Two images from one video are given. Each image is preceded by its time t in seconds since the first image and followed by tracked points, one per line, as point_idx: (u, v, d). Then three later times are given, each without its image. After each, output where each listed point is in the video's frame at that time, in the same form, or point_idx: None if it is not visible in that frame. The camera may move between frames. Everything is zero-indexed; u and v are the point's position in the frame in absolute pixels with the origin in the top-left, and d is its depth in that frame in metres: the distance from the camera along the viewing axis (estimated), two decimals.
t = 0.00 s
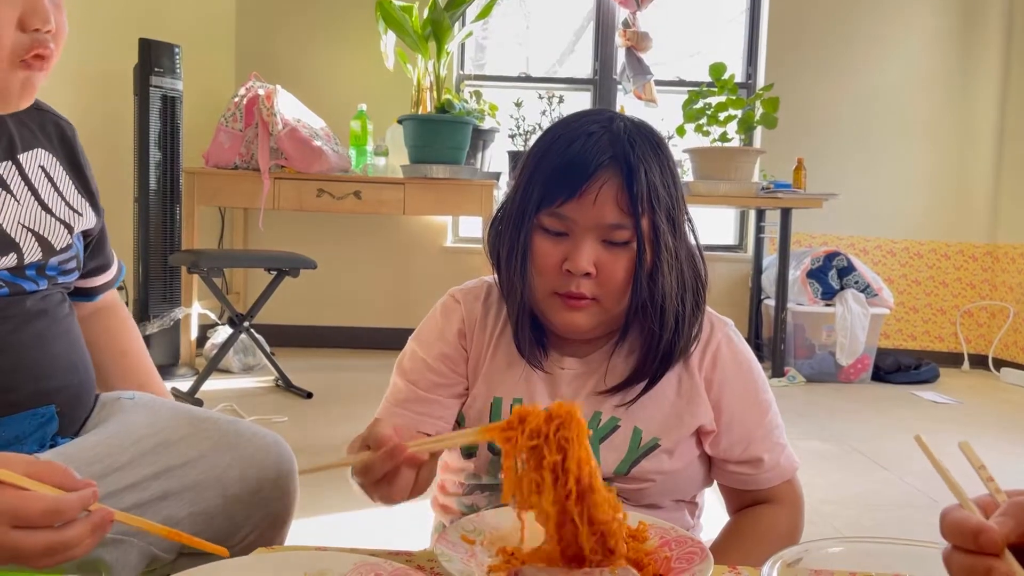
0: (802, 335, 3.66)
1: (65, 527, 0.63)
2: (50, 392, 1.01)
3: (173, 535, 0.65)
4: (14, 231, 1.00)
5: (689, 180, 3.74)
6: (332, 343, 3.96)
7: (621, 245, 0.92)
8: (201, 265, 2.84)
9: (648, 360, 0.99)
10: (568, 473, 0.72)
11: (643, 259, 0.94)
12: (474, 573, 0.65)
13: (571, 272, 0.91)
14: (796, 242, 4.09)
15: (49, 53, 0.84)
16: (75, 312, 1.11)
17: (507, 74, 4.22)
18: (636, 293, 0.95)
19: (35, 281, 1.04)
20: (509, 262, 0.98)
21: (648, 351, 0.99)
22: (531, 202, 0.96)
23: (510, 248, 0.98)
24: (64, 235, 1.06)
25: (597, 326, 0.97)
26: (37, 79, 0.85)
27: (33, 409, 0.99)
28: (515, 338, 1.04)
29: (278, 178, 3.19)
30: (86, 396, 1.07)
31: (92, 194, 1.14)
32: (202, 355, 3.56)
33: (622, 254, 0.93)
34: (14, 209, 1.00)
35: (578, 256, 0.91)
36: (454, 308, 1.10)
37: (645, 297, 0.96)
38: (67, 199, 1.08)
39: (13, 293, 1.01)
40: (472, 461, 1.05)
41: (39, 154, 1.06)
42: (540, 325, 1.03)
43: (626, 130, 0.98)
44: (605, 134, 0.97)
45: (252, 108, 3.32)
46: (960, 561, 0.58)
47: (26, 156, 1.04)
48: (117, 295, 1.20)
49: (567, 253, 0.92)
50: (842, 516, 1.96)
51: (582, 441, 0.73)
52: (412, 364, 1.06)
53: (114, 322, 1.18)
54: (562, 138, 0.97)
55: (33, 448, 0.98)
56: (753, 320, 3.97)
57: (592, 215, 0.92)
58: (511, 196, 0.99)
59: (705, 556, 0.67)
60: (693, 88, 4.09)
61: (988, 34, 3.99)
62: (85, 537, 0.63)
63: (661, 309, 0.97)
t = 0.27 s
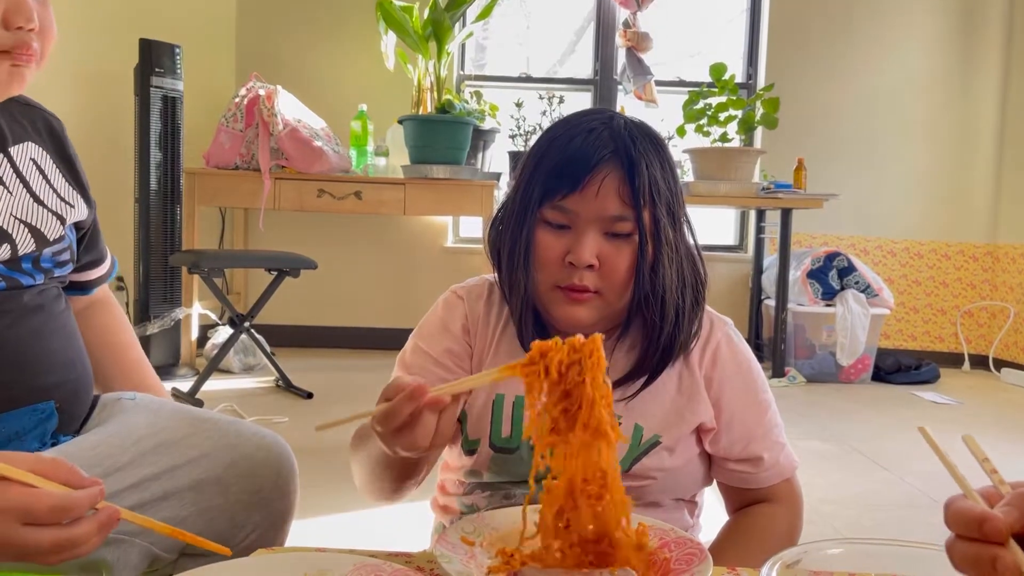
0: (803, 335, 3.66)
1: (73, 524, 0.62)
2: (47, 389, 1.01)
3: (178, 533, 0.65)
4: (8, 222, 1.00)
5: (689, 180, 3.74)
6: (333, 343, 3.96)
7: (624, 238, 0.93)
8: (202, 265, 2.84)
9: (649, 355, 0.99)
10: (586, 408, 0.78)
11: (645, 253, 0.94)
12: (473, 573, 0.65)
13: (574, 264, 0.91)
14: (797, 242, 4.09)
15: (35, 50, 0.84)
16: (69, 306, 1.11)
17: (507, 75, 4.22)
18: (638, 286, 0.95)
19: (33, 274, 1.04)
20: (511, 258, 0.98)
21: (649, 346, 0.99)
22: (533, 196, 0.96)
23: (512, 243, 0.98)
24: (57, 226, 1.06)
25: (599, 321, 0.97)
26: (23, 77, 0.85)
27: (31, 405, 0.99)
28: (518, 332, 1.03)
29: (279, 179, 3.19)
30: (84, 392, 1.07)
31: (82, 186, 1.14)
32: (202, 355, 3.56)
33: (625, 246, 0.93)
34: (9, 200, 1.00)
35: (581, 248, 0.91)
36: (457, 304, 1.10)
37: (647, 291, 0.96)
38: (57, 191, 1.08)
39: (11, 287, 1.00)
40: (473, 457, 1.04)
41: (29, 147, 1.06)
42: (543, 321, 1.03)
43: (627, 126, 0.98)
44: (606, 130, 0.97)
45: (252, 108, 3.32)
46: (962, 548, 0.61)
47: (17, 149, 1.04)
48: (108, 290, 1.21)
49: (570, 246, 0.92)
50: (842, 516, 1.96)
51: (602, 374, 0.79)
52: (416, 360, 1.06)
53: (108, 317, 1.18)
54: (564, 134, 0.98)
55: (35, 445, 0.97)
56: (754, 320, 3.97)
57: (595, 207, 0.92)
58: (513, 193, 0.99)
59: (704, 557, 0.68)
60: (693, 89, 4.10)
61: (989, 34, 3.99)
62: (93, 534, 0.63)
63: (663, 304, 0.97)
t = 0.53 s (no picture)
0: (803, 335, 3.65)
1: (59, 529, 0.62)
2: (38, 384, 1.01)
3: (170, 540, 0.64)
4: None
5: (690, 180, 3.74)
6: (333, 343, 3.96)
7: (626, 225, 0.94)
8: (202, 265, 2.84)
9: (650, 346, 0.99)
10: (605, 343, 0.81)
11: (648, 242, 0.94)
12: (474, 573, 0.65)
13: (577, 253, 0.92)
14: (798, 243, 4.09)
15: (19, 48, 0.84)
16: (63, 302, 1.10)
17: (508, 75, 4.22)
18: (641, 277, 0.95)
19: (25, 269, 1.03)
20: (514, 251, 0.99)
21: (650, 337, 0.99)
22: (536, 187, 0.97)
23: (513, 236, 0.99)
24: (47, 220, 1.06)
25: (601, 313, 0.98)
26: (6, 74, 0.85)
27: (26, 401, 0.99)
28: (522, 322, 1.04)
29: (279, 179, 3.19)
30: (79, 389, 1.07)
31: (71, 180, 1.13)
32: (203, 355, 3.56)
33: (627, 235, 0.94)
34: None
35: (584, 237, 0.92)
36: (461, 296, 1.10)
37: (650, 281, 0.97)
38: (46, 185, 1.08)
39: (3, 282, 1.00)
40: (476, 450, 1.04)
41: (17, 142, 1.06)
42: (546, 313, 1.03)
43: (628, 120, 0.99)
44: (608, 122, 0.98)
45: (253, 108, 3.32)
46: (991, 506, 0.66)
47: (6, 144, 1.04)
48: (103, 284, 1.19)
49: (572, 236, 0.93)
50: (843, 516, 1.96)
51: (620, 309, 0.81)
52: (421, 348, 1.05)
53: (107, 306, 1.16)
54: (566, 126, 0.98)
55: (31, 440, 0.97)
56: (754, 321, 3.96)
57: (597, 195, 0.93)
58: (516, 185, 1.00)
59: (705, 557, 0.67)
60: (694, 89, 4.09)
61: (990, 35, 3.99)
62: (79, 540, 0.63)
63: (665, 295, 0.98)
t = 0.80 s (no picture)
0: (804, 336, 3.65)
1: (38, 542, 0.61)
2: (39, 384, 1.01)
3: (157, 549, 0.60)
4: None
5: (691, 181, 3.73)
6: (334, 344, 3.96)
7: (629, 217, 0.94)
8: (203, 267, 2.83)
9: (652, 341, 0.99)
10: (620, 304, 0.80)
11: (651, 236, 0.95)
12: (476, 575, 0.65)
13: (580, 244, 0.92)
14: (799, 244, 4.09)
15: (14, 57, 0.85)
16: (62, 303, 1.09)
17: (509, 76, 4.22)
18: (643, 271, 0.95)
19: (26, 269, 1.03)
20: (517, 246, 0.98)
21: (652, 333, 0.99)
22: (539, 182, 0.97)
23: (515, 233, 0.99)
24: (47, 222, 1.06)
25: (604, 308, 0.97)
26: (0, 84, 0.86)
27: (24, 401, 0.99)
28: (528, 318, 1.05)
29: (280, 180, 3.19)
30: (77, 390, 1.07)
31: (70, 182, 1.14)
32: (204, 356, 3.57)
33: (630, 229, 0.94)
34: None
35: (587, 229, 0.92)
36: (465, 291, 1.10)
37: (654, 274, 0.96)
38: (47, 186, 1.08)
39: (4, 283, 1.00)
40: (479, 446, 1.04)
41: (17, 144, 1.06)
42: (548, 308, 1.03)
43: (631, 118, 0.99)
44: (611, 119, 0.98)
45: (254, 110, 3.32)
46: (999, 493, 0.72)
47: (6, 146, 1.05)
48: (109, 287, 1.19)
49: (576, 229, 0.93)
50: (845, 518, 1.95)
51: (635, 269, 0.80)
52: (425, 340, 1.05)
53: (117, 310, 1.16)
54: (569, 124, 0.99)
55: (31, 441, 0.98)
56: (754, 321, 3.94)
57: (600, 188, 0.93)
58: (519, 182, 1.00)
59: (707, 559, 0.67)
60: (695, 90, 4.09)
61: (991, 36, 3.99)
62: (59, 553, 0.61)
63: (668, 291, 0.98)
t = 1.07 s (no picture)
0: (805, 337, 3.65)
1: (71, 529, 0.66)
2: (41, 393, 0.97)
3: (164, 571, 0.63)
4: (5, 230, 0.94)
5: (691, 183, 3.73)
6: (335, 345, 3.96)
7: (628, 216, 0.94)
8: (204, 268, 2.83)
9: (653, 342, 0.99)
10: (619, 281, 0.80)
11: (652, 236, 0.95)
12: None
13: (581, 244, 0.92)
14: (799, 245, 4.09)
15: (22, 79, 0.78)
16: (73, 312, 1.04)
17: (509, 77, 4.22)
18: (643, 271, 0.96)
19: (35, 282, 0.98)
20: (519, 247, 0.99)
21: (654, 333, 1.00)
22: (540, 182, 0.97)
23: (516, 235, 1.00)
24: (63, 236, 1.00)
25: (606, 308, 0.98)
26: None
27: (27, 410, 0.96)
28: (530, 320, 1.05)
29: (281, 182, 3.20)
30: (77, 397, 1.03)
31: (99, 185, 1.07)
32: (204, 358, 3.57)
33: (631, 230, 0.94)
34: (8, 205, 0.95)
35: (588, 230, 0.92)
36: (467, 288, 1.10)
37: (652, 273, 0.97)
38: (67, 193, 1.01)
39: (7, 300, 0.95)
40: (481, 445, 1.04)
41: (36, 145, 1.00)
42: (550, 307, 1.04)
43: (630, 118, 0.99)
44: (611, 120, 0.98)
45: (254, 111, 3.32)
46: (1006, 486, 0.74)
47: (24, 150, 0.99)
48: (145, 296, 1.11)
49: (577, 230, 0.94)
50: (846, 519, 1.95)
51: (633, 245, 0.80)
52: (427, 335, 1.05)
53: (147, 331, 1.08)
54: (567, 125, 0.99)
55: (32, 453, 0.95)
56: (755, 322, 3.94)
57: (600, 188, 0.94)
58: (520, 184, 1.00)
59: (708, 561, 0.67)
60: (695, 91, 4.09)
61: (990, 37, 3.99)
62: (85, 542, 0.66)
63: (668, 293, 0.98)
